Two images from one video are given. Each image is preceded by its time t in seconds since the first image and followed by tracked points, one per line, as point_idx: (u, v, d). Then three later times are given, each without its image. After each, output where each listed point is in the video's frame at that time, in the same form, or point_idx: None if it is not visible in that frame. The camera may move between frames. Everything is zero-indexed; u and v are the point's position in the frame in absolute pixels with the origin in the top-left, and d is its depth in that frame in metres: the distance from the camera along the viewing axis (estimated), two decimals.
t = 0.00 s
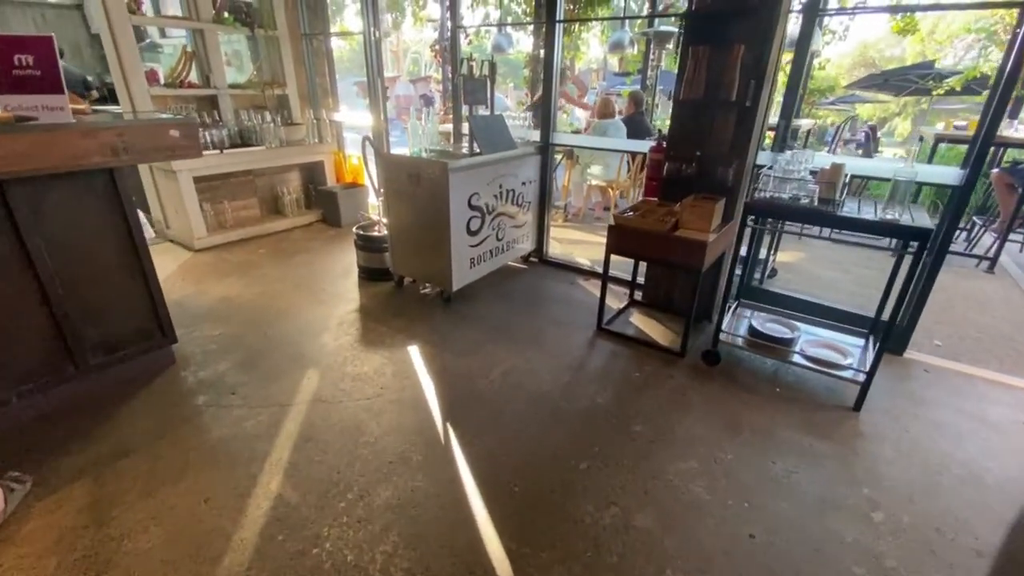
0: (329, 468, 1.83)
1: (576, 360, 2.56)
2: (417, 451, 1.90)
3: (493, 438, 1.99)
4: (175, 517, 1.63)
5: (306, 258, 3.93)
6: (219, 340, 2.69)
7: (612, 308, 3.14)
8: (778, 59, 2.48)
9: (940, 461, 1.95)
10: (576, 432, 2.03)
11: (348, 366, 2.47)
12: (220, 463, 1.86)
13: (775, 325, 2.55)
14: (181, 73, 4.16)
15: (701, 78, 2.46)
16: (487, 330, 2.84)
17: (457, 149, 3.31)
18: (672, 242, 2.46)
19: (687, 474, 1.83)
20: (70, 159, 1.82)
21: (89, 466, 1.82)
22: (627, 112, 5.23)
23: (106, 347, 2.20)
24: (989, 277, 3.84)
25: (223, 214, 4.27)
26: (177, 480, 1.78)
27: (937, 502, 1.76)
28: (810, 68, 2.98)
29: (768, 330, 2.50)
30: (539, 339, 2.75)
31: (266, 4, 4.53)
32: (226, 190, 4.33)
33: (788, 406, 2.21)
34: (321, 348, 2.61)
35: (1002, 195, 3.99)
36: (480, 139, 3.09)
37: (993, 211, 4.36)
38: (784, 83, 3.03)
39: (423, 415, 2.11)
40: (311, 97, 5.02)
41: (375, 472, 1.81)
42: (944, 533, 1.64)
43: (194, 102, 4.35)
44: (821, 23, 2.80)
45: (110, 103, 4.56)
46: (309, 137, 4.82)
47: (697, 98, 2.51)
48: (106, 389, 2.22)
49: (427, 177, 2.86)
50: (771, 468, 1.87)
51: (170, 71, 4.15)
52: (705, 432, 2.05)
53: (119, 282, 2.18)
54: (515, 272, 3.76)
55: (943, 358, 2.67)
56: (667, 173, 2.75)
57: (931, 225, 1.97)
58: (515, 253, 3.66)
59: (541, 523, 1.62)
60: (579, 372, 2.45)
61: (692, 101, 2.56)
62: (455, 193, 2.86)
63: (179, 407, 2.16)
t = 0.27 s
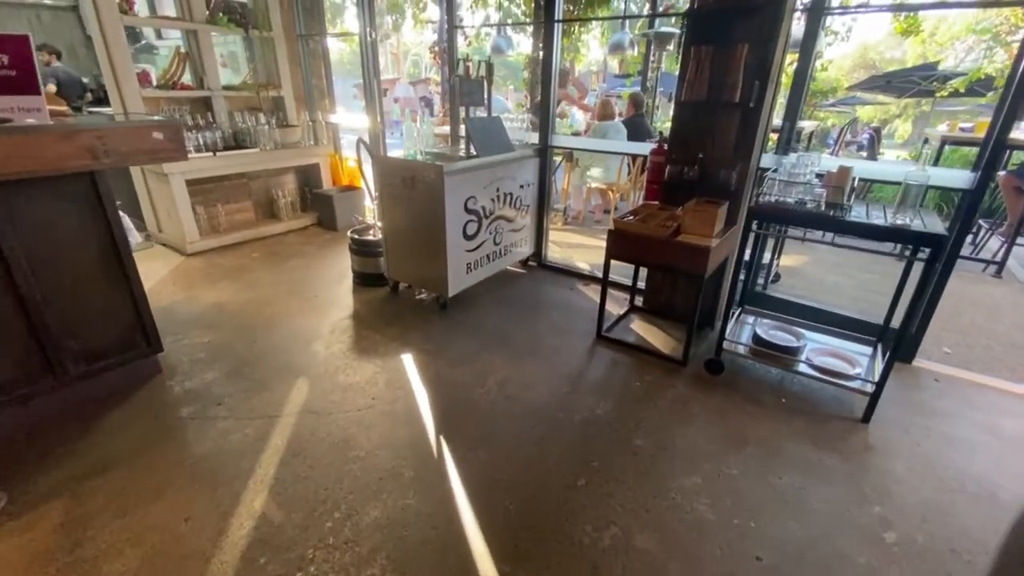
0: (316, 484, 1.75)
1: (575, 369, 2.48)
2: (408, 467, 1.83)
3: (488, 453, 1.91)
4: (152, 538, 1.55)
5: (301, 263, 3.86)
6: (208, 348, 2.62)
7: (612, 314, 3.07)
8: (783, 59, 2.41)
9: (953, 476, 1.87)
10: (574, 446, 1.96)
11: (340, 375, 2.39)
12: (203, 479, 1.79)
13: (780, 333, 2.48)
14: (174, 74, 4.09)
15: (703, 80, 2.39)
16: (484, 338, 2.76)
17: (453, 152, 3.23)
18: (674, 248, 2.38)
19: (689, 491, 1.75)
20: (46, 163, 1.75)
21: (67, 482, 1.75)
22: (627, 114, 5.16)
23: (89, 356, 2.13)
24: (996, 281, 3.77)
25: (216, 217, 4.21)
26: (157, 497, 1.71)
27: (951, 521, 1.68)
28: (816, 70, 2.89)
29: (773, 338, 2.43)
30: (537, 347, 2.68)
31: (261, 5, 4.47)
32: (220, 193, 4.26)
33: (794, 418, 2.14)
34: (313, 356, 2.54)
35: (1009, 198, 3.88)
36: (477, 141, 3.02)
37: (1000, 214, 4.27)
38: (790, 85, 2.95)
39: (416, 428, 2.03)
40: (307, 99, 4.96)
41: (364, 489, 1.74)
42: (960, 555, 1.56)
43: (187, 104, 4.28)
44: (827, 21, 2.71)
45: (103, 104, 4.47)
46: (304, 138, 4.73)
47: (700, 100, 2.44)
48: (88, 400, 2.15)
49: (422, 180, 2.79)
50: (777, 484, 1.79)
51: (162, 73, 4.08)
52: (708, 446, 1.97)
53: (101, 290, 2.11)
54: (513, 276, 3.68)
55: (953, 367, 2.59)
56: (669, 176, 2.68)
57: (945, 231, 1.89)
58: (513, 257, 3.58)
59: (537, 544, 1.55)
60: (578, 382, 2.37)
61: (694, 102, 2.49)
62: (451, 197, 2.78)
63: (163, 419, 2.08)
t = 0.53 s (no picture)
0: (299, 506, 1.67)
1: (572, 381, 2.39)
2: (396, 488, 1.74)
3: (480, 472, 1.83)
4: (124, 566, 1.46)
5: (293, 268, 3.77)
6: (193, 358, 2.54)
7: (612, 322, 2.98)
8: (788, 60, 2.33)
9: (969, 497, 1.78)
10: (571, 464, 1.87)
11: (329, 387, 2.31)
12: (181, 500, 1.70)
13: (785, 344, 2.39)
14: (165, 76, 4.01)
15: (705, 82, 2.32)
16: (479, 347, 2.68)
17: (448, 155, 3.14)
18: (675, 255, 2.30)
19: (692, 514, 1.66)
20: (17, 168, 1.66)
21: (36, 504, 1.66)
22: (627, 116, 5.08)
23: (66, 369, 2.05)
24: (1006, 288, 3.68)
25: (208, 221, 4.12)
26: (131, 521, 1.62)
27: (968, 546, 1.59)
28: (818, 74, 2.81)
29: (778, 348, 2.34)
30: (533, 357, 2.59)
31: (254, 5, 4.38)
32: (212, 197, 4.18)
33: (801, 434, 2.05)
34: (301, 367, 2.45)
35: (1018, 202, 3.78)
36: (472, 145, 2.94)
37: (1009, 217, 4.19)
38: (792, 90, 2.86)
39: (406, 445, 1.94)
40: (302, 101, 4.90)
41: (350, 512, 1.65)
42: None
43: (179, 107, 4.19)
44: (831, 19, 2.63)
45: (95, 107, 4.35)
46: (299, 141, 4.63)
47: (702, 102, 2.36)
48: (65, 415, 2.06)
49: (415, 185, 2.71)
50: (784, 506, 1.71)
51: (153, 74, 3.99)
52: (711, 464, 1.88)
53: (79, 300, 2.02)
54: (510, 283, 3.59)
55: (964, 378, 2.50)
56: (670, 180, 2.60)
57: (959, 239, 1.80)
58: (510, 263, 3.50)
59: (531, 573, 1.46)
60: (576, 394, 2.28)
61: (696, 104, 2.41)
62: (445, 202, 2.70)
63: (143, 435, 2.00)
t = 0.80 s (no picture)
0: (278, 534, 1.57)
1: (569, 395, 2.30)
2: (382, 513, 1.65)
3: (471, 495, 1.73)
4: None
5: (284, 275, 3.68)
6: (175, 370, 2.44)
7: (611, 331, 2.89)
8: (792, 61, 2.24)
9: (987, 522, 1.69)
10: (567, 487, 1.78)
11: (315, 403, 2.21)
12: (153, 527, 1.60)
13: (791, 356, 2.29)
14: (154, 78, 3.93)
15: (707, 85, 2.23)
16: (472, 359, 2.58)
17: (442, 160, 3.05)
18: (675, 264, 2.19)
19: (695, 541, 1.57)
20: None
21: None
22: (627, 119, 5.04)
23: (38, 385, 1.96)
24: (1014, 295, 3.59)
25: (198, 227, 4.03)
26: (99, 550, 1.52)
27: None
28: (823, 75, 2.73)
29: (783, 361, 2.25)
30: (529, 369, 2.50)
31: (246, 6, 4.29)
32: (202, 202, 4.08)
33: (808, 453, 1.96)
34: (287, 381, 2.36)
35: None
36: (466, 149, 2.83)
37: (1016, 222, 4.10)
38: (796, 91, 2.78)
39: (394, 465, 1.85)
40: (295, 104, 4.83)
41: (331, 540, 1.56)
42: None
43: (168, 110, 4.10)
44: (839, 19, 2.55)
45: (84, 109, 4.26)
46: (292, 145, 4.54)
47: (703, 105, 2.28)
48: (37, 433, 1.97)
49: (406, 191, 2.61)
50: (791, 532, 1.61)
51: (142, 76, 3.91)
52: (714, 486, 1.79)
53: (51, 314, 1.93)
54: (507, 290, 3.50)
55: (977, 392, 2.41)
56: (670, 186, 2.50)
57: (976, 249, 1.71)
58: (506, 269, 3.41)
59: None
60: (573, 409, 2.19)
61: (697, 107, 2.32)
62: (438, 209, 2.61)
63: (118, 454, 1.90)
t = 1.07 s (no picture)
0: (256, 558, 1.48)
1: (567, 407, 2.21)
2: (367, 536, 1.56)
3: (461, 515, 1.64)
4: None
5: (276, 280, 3.59)
6: (157, 380, 2.35)
7: (610, 339, 2.80)
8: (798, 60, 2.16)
9: (1009, 545, 1.59)
10: (563, 507, 1.68)
11: (301, 415, 2.12)
12: (123, 551, 1.51)
13: (798, 367, 2.20)
14: (144, 79, 3.83)
15: (710, 85, 2.14)
16: (466, 367, 2.49)
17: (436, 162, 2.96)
18: (676, 270, 2.10)
19: (699, 567, 1.47)
20: None
21: None
22: (626, 120, 4.95)
23: (12, 398, 1.90)
24: None
25: (189, 230, 3.95)
26: None
27: None
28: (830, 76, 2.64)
29: (790, 372, 2.15)
30: (525, 378, 2.41)
31: (239, 5, 4.21)
32: (193, 205, 4.00)
33: (817, 469, 1.86)
34: (274, 392, 2.27)
35: None
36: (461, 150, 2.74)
37: None
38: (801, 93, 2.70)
39: (381, 483, 1.76)
40: (289, 105, 4.74)
41: (312, 565, 1.46)
42: None
43: (159, 111, 4.01)
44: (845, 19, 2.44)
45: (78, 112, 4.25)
46: (286, 146, 4.46)
47: (706, 106, 2.19)
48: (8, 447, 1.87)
49: (398, 195, 2.52)
50: (802, 557, 1.51)
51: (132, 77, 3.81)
52: (718, 506, 1.69)
53: (23, 324, 1.86)
54: (503, 295, 3.41)
55: (990, 403, 2.31)
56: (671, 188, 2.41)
57: (997, 257, 1.62)
58: (503, 274, 3.32)
59: None
60: (570, 422, 2.10)
61: (700, 108, 2.23)
62: (431, 213, 2.52)
63: (92, 471, 1.81)
